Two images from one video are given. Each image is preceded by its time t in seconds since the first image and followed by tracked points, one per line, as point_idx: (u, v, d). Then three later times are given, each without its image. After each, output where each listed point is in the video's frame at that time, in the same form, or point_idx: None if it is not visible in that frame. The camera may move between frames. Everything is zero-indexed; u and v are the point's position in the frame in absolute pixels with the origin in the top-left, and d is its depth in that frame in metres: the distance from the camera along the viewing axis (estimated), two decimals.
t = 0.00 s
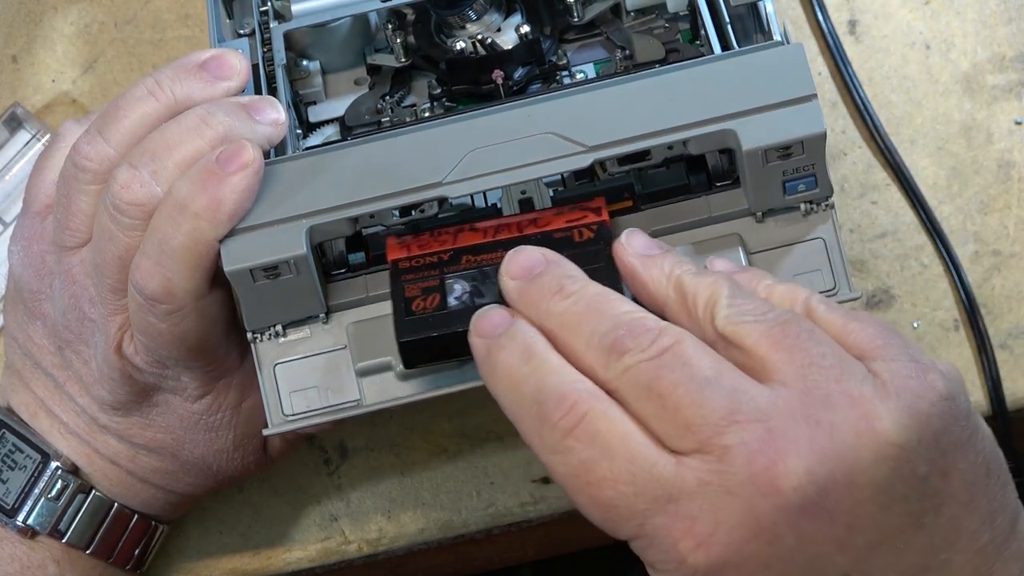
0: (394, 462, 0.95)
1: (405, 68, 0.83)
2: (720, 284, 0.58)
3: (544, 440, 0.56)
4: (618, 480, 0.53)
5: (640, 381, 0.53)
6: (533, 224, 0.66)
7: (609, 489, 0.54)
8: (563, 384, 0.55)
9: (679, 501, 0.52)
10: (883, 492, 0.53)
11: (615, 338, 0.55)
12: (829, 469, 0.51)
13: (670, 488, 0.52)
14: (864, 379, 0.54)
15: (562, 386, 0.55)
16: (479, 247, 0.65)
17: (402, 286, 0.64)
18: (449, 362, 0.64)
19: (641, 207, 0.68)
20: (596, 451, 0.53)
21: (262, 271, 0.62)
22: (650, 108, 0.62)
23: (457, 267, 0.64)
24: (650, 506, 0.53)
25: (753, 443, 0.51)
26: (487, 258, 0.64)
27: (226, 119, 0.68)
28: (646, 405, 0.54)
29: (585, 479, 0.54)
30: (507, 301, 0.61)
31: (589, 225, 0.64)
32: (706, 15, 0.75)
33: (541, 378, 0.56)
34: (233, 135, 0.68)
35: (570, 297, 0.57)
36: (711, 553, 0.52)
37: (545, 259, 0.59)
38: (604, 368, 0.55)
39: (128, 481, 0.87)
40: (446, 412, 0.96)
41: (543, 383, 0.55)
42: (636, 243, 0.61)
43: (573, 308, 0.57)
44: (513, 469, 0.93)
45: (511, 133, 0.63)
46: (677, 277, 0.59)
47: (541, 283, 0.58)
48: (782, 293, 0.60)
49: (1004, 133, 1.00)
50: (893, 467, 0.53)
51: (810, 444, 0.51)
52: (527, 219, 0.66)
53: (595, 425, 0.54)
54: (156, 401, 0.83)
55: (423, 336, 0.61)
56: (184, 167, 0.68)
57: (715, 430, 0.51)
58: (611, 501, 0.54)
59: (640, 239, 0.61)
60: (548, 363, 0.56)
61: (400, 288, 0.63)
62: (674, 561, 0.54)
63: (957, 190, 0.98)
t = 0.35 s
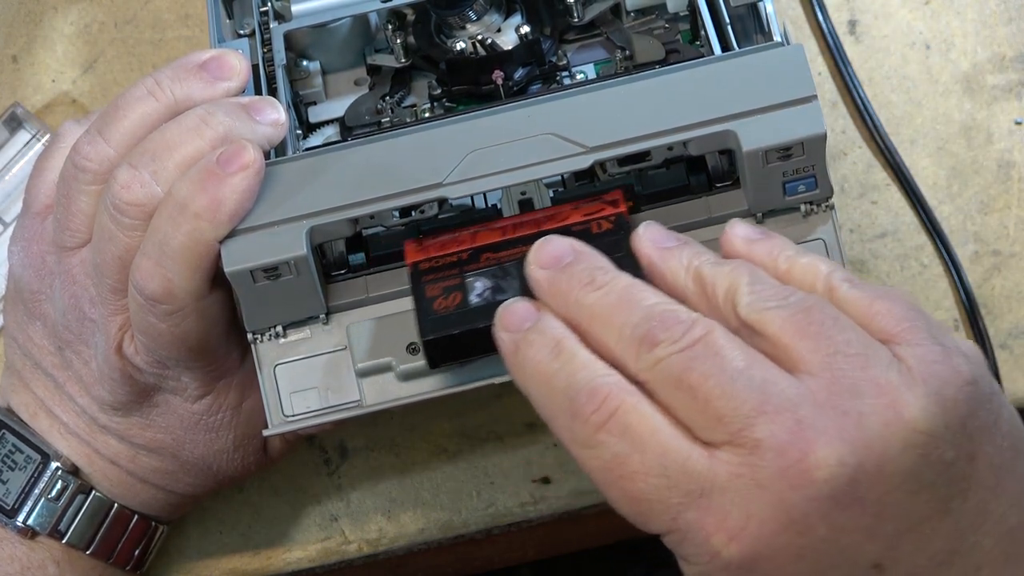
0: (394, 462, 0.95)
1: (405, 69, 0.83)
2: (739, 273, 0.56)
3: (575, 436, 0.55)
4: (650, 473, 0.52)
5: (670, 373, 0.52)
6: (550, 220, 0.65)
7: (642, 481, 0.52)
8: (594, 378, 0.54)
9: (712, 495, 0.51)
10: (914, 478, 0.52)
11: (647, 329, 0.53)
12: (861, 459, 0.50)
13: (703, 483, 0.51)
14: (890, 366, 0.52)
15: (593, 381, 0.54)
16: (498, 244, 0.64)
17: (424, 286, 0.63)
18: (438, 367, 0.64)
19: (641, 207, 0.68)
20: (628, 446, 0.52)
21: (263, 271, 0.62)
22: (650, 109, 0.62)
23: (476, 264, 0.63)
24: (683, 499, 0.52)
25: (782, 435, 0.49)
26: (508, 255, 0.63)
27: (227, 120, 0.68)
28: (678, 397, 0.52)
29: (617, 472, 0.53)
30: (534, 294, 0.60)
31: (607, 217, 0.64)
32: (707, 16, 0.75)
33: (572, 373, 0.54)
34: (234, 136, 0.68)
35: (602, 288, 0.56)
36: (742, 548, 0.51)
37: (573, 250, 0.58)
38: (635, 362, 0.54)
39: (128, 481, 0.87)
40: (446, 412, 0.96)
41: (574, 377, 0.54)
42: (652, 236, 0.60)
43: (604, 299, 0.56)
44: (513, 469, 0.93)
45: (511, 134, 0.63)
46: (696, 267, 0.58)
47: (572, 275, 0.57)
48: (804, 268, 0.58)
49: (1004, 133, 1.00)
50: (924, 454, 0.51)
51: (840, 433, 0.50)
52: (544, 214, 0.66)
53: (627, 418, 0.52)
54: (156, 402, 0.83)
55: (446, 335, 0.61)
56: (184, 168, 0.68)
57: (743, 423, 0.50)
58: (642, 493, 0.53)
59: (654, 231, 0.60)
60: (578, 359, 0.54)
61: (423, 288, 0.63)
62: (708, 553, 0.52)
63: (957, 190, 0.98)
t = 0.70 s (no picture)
0: (394, 462, 0.95)
1: (405, 69, 0.83)
2: (726, 272, 0.54)
3: (678, 404, 0.53)
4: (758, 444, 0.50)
5: (778, 344, 0.51)
6: (629, 195, 0.64)
7: (748, 453, 0.50)
8: (700, 342, 0.52)
9: (822, 473, 0.49)
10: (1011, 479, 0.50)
11: (750, 300, 0.53)
12: (971, 446, 0.49)
13: (814, 459, 0.49)
14: (994, 352, 0.50)
15: (699, 345, 0.52)
16: (573, 216, 0.63)
17: (498, 252, 0.62)
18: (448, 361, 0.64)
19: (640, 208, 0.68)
20: (733, 416, 0.50)
21: (262, 272, 0.62)
22: (649, 109, 0.62)
23: (553, 234, 0.62)
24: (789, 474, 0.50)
25: (898, 416, 0.48)
26: (586, 226, 0.62)
27: (228, 120, 0.68)
28: (786, 371, 0.51)
29: (722, 445, 0.51)
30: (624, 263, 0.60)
31: (686, 199, 0.64)
32: (706, 16, 0.75)
33: (677, 336, 0.53)
34: (235, 136, 0.68)
35: (699, 259, 0.55)
36: (852, 529, 0.49)
37: (668, 223, 0.58)
38: (738, 331, 0.53)
39: (128, 482, 0.87)
40: (446, 412, 0.96)
41: (678, 341, 0.53)
42: (732, 217, 0.60)
43: (704, 269, 0.55)
44: (513, 469, 0.93)
45: (511, 134, 0.63)
46: (785, 242, 0.58)
47: (670, 245, 0.56)
48: (904, 247, 0.59)
49: (1004, 133, 1.00)
50: None
51: (951, 417, 0.49)
52: (619, 192, 0.65)
53: (734, 388, 0.51)
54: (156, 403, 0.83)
55: (524, 298, 0.60)
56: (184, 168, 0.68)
57: (856, 402, 0.49)
58: (749, 466, 0.51)
59: (642, 218, 0.58)
60: (682, 324, 0.53)
61: (498, 254, 0.62)
62: (814, 531, 0.50)
63: (957, 190, 0.98)
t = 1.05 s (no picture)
0: (394, 462, 0.95)
1: (405, 70, 0.83)
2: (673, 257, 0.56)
3: (615, 395, 0.55)
4: (692, 428, 0.51)
5: (710, 331, 0.53)
6: (582, 195, 0.67)
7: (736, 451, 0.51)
8: (633, 336, 0.54)
9: (753, 451, 0.51)
10: (956, 443, 0.52)
11: (686, 291, 0.55)
12: (944, 424, 0.51)
13: (745, 438, 0.51)
14: (933, 325, 0.53)
15: (632, 338, 0.54)
16: (530, 219, 0.66)
17: (454, 258, 0.65)
18: (449, 363, 0.64)
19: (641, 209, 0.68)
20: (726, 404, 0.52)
21: (263, 273, 0.62)
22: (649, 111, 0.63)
23: (509, 239, 0.65)
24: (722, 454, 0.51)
25: (827, 390, 0.50)
26: (539, 230, 0.65)
27: (228, 121, 0.68)
28: (719, 357, 0.53)
29: (657, 429, 0.53)
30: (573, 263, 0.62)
31: (637, 194, 0.66)
32: (707, 17, 0.75)
33: (612, 332, 0.55)
34: (235, 137, 0.68)
35: (637, 256, 0.57)
36: (784, 501, 0.50)
37: (612, 224, 0.60)
38: (673, 322, 0.55)
39: (128, 482, 0.87)
40: (445, 412, 0.96)
41: (614, 335, 0.55)
42: (679, 211, 0.61)
43: (642, 265, 0.57)
44: (513, 469, 0.93)
45: (511, 136, 0.63)
46: (727, 232, 0.59)
47: (611, 245, 0.59)
48: (848, 231, 0.60)
49: (1004, 133, 1.00)
50: (965, 412, 0.52)
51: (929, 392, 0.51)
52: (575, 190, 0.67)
53: (668, 376, 0.52)
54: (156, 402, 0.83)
55: (480, 305, 0.62)
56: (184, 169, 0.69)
57: (785, 379, 0.51)
58: (681, 452, 0.52)
59: (682, 207, 0.61)
60: (619, 319, 0.55)
61: (455, 262, 0.65)
62: (746, 507, 0.51)
63: (957, 190, 0.98)
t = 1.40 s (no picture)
0: (394, 462, 0.95)
1: (405, 70, 0.83)
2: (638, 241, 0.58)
3: (577, 370, 0.56)
4: (650, 399, 0.53)
5: (669, 305, 0.54)
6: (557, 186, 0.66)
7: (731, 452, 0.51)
8: (597, 316, 0.56)
9: (712, 419, 0.52)
10: (926, 450, 0.53)
11: (647, 271, 0.56)
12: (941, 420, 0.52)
13: (702, 405, 0.52)
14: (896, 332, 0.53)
15: (596, 318, 0.56)
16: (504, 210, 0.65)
17: (428, 249, 0.65)
18: (447, 364, 0.65)
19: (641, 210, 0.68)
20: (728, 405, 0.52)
21: (263, 274, 0.62)
22: (650, 112, 0.63)
23: (482, 229, 0.65)
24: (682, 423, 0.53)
25: (780, 353, 0.51)
26: (511, 220, 0.65)
27: (228, 121, 0.68)
28: (677, 329, 0.54)
29: (618, 403, 0.55)
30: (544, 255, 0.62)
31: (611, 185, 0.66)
32: (707, 17, 0.75)
33: (577, 313, 0.57)
34: (235, 137, 0.68)
35: (603, 243, 0.58)
36: (743, 468, 0.51)
37: (581, 216, 0.60)
38: (636, 301, 0.56)
39: (127, 482, 0.87)
40: (445, 412, 0.96)
41: (579, 316, 0.56)
42: (651, 205, 0.62)
43: (607, 251, 0.58)
44: (513, 469, 0.94)
45: (511, 136, 0.63)
46: (694, 223, 0.60)
47: (577, 234, 0.59)
48: (805, 216, 0.59)
49: (1004, 133, 1.00)
50: (925, 401, 0.52)
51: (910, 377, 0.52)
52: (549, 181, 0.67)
53: (629, 350, 0.54)
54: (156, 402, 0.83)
55: (449, 295, 0.62)
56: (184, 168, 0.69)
57: (740, 345, 0.51)
58: (642, 422, 0.54)
59: (652, 200, 0.62)
60: (583, 301, 0.57)
61: (426, 251, 0.65)
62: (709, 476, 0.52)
63: (957, 190, 0.98)
